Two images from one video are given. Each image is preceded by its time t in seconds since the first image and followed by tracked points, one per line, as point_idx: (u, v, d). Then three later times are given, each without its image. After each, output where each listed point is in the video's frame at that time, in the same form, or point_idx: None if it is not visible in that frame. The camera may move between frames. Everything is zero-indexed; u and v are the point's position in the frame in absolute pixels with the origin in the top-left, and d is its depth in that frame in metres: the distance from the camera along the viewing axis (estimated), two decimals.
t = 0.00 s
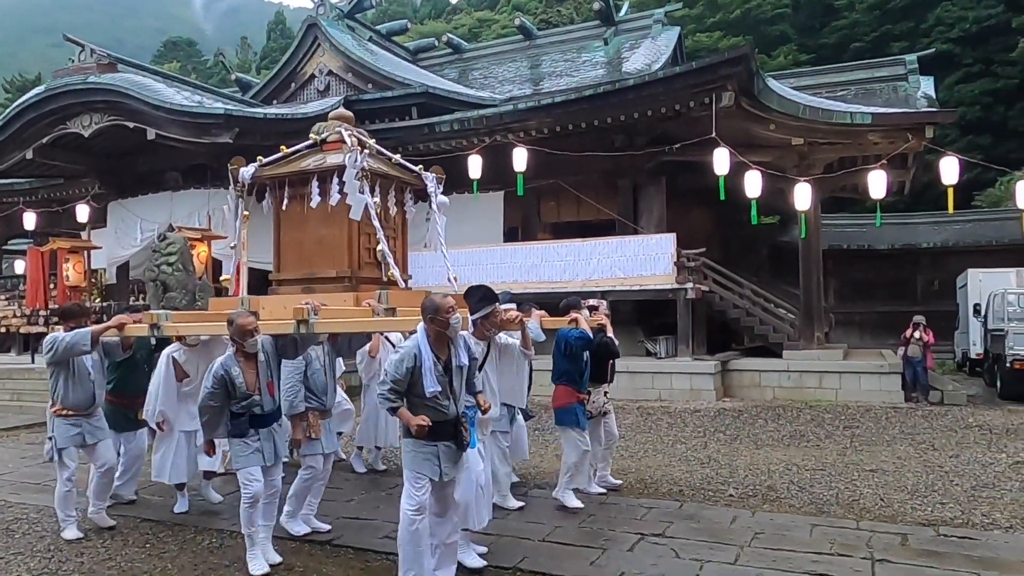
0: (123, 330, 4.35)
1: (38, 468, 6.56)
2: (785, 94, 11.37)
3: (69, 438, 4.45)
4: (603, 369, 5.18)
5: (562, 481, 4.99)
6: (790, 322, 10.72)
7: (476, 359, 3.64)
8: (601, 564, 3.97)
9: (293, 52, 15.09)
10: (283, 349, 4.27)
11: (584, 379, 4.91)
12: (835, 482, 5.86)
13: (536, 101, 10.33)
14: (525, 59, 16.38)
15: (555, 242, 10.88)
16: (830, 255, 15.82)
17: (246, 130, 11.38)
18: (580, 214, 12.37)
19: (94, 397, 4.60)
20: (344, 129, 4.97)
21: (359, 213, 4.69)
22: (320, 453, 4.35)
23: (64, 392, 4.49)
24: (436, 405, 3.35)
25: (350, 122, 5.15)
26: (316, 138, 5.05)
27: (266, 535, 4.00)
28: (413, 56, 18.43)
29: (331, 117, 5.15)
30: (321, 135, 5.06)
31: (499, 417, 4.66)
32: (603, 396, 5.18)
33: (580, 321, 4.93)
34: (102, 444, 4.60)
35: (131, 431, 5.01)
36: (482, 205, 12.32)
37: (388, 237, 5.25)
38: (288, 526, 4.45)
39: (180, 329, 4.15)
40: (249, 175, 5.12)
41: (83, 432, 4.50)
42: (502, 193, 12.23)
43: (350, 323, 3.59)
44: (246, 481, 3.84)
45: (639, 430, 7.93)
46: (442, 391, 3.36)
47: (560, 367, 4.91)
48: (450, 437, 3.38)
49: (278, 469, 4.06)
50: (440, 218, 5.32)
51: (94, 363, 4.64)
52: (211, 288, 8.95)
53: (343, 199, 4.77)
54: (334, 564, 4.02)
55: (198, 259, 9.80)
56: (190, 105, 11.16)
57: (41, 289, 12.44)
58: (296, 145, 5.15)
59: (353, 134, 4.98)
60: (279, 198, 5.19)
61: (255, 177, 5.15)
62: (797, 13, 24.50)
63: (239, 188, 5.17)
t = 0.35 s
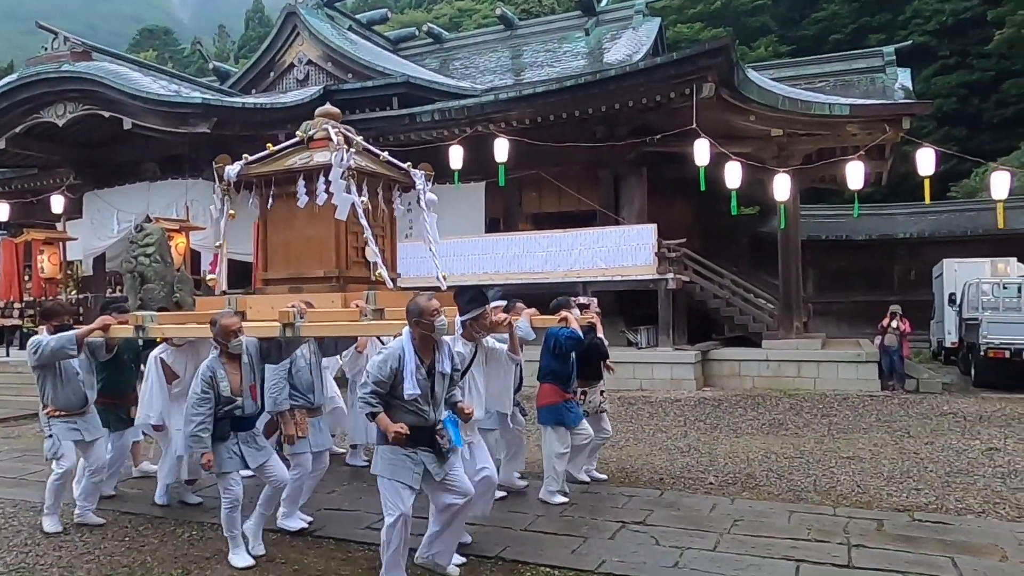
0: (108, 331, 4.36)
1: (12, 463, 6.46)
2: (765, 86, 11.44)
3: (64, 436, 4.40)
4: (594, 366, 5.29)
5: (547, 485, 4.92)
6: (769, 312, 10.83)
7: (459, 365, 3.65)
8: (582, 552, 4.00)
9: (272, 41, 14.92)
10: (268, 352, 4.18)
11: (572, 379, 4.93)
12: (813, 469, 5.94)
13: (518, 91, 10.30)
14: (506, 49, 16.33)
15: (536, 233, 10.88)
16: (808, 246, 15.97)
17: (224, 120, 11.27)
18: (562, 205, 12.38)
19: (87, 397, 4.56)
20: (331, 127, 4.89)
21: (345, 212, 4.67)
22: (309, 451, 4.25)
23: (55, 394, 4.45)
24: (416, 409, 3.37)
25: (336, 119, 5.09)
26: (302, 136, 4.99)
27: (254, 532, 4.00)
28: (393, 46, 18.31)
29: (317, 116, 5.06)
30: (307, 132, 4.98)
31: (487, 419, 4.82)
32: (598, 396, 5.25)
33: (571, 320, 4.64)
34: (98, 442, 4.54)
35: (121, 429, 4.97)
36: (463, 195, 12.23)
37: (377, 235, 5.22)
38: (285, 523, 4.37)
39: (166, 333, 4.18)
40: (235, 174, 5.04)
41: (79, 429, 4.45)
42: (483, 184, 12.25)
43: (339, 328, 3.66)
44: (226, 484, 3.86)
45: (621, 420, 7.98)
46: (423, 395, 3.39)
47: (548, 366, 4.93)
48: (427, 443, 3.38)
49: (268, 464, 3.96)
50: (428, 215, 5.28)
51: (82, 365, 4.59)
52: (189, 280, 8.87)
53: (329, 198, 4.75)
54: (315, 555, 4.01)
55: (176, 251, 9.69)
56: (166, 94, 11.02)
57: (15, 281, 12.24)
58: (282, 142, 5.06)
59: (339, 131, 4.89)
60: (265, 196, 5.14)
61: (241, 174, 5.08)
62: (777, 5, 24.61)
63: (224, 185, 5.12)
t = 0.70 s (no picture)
0: (112, 319, 4.26)
1: None
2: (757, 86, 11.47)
3: (58, 429, 4.35)
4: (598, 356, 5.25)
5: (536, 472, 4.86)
6: (759, 311, 10.87)
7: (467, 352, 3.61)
8: (572, 549, 4.02)
9: (263, 37, 14.84)
10: (274, 339, 4.22)
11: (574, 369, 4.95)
12: (802, 467, 5.97)
13: (510, 90, 10.30)
14: (498, 47, 16.32)
15: (529, 231, 10.88)
16: (799, 245, 16.04)
17: (216, 117, 11.23)
18: (554, 203, 12.38)
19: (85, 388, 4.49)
20: (336, 115, 4.83)
21: (353, 199, 4.54)
22: (303, 446, 4.25)
23: (53, 383, 4.38)
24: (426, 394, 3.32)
25: (341, 108, 4.98)
26: (308, 125, 4.93)
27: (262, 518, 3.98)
28: (386, 43, 18.27)
29: (322, 104, 4.98)
30: (312, 121, 4.93)
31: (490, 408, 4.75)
32: (598, 386, 5.20)
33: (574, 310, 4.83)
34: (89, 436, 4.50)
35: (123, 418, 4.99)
36: (455, 193, 12.33)
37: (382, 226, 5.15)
38: (273, 520, 4.32)
39: (173, 319, 4.13)
40: (240, 163, 4.90)
41: (72, 422, 4.40)
42: (474, 182, 12.29)
43: (342, 312, 3.65)
44: (221, 474, 3.82)
45: (611, 419, 7.98)
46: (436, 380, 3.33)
47: (554, 355, 4.93)
48: (436, 430, 3.33)
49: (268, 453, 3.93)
50: (433, 204, 5.13)
51: (84, 354, 4.51)
52: (180, 277, 8.83)
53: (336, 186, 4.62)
54: (306, 552, 4.01)
55: (166, 248, 9.65)
56: (157, 90, 10.96)
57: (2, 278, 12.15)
58: (287, 131, 5.01)
59: (346, 120, 4.81)
60: (269, 185, 5.03)
61: (246, 164, 4.92)
62: (769, 5, 24.67)
63: (227, 175, 4.96)
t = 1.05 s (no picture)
0: (123, 319, 4.27)
1: None
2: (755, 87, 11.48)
3: (63, 427, 4.45)
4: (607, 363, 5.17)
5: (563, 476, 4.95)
6: (757, 313, 10.89)
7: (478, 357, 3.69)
8: (568, 550, 4.02)
9: (261, 36, 14.82)
10: (287, 344, 4.22)
11: (586, 375, 4.93)
12: (799, 469, 5.98)
13: (509, 90, 10.30)
14: (497, 48, 16.34)
15: (527, 232, 10.89)
16: (796, 247, 16.06)
17: (214, 116, 11.23)
18: (551, 204, 12.40)
19: (91, 387, 4.61)
20: (350, 119, 4.74)
21: (367, 203, 4.48)
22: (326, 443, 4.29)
23: (60, 382, 4.46)
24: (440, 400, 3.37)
25: (354, 111, 4.88)
26: (320, 127, 4.82)
27: (266, 529, 3.96)
28: (384, 43, 18.26)
29: (336, 106, 4.86)
30: (325, 124, 4.82)
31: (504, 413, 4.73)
32: (612, 390, 5.11)
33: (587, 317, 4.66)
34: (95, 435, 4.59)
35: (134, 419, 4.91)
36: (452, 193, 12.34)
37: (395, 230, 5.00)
38: (303, 520, 4.31)
39: (182, 320, 4.00)
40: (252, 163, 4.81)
41: (77, 421, 4.51)
42: (472, 183, 12.28)
43: (354, 317, 3.49)
44: (254, 476, 3.77)
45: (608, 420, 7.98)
46: (449, 386, 3.39)
47: (564, 362, 4.92)
48: (450, 434, 3.42)
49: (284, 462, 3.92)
50: (442, 208, 4.94)
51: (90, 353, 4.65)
52: (177, 275, 8.82)
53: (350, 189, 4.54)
54: (303, 552, 4.01)
55: (163, 246, 9.64)
56: (155, 89, 10.95)
57: None
58: (299, 133, 4.92)
59: (359, 123, 4.72)
60: (282, 186, 4.96)
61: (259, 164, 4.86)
62: (768, 7, 24.72)
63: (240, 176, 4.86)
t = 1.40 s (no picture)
0: (125, 320, 4.22)
1: None
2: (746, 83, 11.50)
3: (68, 430, 4.35)
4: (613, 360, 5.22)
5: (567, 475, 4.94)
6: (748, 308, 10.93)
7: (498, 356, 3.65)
8: (559, 545, 4.02)
9: (251, 31, 14.73)
10: (296, 341, 4.12)
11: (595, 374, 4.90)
12: (789, 463, 6.01)
13: (500, 85, 10.28)
14: (488, 43, 16.30)
15: (519, 228, 10.87)
16: (787, 243, 16.11)
17: (204, 111, 11.17)
18: (543, 199, 12.41)
19: (95, 389, 4.50)
20: (352, 115, 4.69)
21: (371, 200, 4.45)
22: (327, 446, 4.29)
23: (63, 384, 4.38)
24: (460, 397, 3.35)
25: (355, 107, 4.87)
26: (322, 124, 4.74)
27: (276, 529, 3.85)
28: (375, 38, 18.18)
29: (337, 103, 4.87)
30: (327, 120, 4.75)
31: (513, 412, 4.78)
32: (619, 389, 5.19)
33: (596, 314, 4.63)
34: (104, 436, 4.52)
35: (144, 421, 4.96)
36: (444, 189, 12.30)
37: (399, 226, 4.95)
38: (302, 518, 4.35)
39: (188, 321, 4.01)
40: (254, 161, 4.77)
41: (81, 424, 4.42)
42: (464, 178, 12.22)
43: (367, 316, 3.52)
44: (261, 477, 3.76)
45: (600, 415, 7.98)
46: (467, 382, 3.37)
47: (573, 360, 4.91)
48: (472, 432, 3.39)
49: (294, 458, 3.97)
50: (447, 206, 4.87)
51: (94, 355, 4.54)
52: (167, 272, 8.76)
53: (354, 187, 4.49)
54: (294, 549, 4.00)
55: (153, 243, 9.58)
56: (144, 84, 10.88)
57: None
58: (301, 130, 4.86)
59: (361, 120, 4.68)
60: (284, 184, 4.86)
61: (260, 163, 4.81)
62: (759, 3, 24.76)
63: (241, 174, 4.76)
